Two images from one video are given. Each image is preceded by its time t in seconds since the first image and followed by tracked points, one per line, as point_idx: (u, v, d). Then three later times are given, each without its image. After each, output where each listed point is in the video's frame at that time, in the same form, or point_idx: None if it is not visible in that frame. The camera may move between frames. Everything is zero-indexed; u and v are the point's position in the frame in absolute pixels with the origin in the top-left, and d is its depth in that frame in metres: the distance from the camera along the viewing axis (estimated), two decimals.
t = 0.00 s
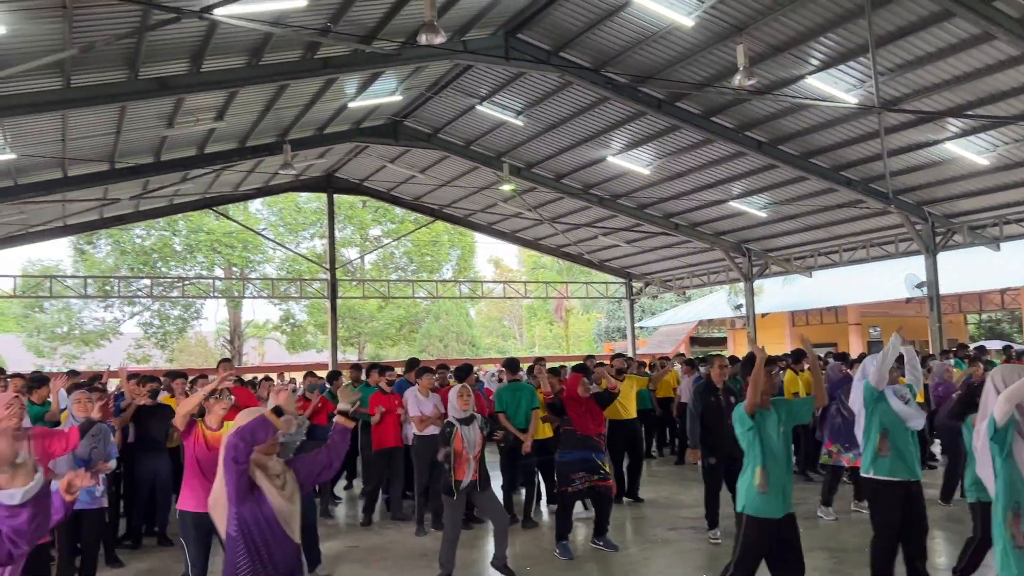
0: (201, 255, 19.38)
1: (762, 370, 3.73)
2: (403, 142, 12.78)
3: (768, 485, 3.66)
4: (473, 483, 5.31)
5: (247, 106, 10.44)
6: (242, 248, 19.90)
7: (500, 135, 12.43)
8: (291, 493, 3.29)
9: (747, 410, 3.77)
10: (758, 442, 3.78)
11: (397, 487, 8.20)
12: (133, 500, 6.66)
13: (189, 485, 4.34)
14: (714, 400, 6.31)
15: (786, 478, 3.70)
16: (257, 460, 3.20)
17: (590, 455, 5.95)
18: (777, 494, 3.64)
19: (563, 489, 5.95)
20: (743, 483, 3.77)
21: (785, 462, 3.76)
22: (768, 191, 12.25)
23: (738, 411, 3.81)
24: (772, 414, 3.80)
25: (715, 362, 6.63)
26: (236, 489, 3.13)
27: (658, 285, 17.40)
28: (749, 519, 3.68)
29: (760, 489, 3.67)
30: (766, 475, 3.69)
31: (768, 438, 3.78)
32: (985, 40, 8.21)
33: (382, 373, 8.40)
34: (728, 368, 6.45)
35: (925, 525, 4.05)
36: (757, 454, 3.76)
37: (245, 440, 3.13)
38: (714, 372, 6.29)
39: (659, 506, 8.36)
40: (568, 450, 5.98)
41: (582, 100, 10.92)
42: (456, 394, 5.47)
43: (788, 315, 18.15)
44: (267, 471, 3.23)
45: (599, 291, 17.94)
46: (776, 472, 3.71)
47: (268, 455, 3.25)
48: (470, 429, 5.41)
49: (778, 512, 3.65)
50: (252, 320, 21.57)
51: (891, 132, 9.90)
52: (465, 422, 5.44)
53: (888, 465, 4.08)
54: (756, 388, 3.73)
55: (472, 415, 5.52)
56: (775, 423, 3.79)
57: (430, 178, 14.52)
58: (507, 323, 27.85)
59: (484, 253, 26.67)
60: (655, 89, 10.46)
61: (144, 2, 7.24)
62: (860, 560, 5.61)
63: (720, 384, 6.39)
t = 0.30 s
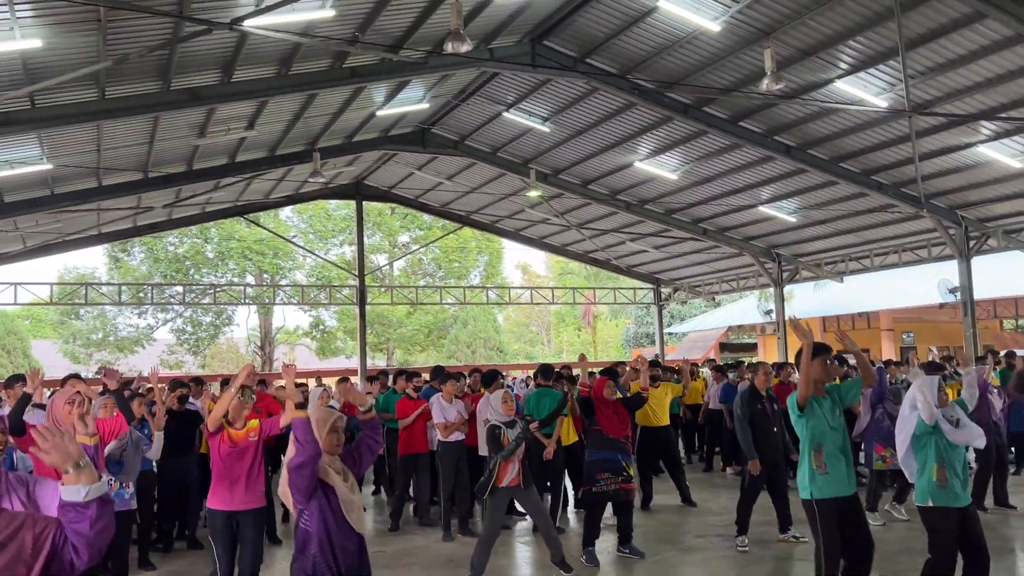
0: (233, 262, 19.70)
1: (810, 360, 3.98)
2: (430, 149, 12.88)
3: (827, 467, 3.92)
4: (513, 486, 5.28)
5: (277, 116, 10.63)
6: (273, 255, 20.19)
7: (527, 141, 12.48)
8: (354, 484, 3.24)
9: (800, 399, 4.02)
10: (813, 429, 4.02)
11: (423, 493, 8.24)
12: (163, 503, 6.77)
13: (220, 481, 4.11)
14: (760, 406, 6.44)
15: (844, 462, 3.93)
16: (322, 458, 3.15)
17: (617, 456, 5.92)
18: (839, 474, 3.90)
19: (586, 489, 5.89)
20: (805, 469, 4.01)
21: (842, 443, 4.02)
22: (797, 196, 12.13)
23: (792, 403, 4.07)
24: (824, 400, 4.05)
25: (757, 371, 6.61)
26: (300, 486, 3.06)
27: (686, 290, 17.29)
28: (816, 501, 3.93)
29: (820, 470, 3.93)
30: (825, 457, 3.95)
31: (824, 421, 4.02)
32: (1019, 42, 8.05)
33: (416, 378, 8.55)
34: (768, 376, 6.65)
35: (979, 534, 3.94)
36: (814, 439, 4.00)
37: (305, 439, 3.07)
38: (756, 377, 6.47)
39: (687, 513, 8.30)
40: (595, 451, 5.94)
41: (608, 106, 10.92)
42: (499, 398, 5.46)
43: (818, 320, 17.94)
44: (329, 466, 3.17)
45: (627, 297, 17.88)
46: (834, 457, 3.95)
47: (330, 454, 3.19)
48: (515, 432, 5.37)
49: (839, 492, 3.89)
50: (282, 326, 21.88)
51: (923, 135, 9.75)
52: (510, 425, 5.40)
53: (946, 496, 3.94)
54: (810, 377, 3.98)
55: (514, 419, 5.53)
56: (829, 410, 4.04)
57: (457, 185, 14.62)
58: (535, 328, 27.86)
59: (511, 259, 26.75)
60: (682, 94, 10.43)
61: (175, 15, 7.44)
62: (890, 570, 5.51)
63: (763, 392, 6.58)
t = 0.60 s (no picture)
0: (262, 267, 19.95)
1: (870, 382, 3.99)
2: (454, 154, 12.93)
3: (882, 489, 3.94)
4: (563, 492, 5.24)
5: (302, 122, 10.77)
6: (301, 260, 20.39)
7: (551, 145, 12.49)
8: (410, 493, 3.43)
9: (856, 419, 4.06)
10: (869, 450, 4.02)
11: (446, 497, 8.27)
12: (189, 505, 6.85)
13: (256, 494, 4.01)
14: (803, 408, 6.40)
15: (900, 485, 3.95)
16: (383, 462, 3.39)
17: (646, 465, 5.76)
18: (894, 493, 3.93)
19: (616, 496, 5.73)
20: (860, 489, 4.01)
21: (896, 463, 4.02)
22: (825, 199, 11.98)
23: (846, 423, 4.12)
24: (880, 423, 4.08)
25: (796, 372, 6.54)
26: (363, 489, 3.28)
27: (713, 294, 17.14)
28: (869, 521, 3.98)
29: (876, 492, 3.94)
30: (880, 479, 3.95)
31: (878, 444, 4.03)
32: None
33: (438, 381, 8.56)
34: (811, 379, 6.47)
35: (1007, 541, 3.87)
36: (868, 461, 4.01)
37: (371, 443, 3.31)
38: (798, 380, 6.31)
39: (711, 518, 8.22)
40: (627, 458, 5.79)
41: (633, 109, 10.89)
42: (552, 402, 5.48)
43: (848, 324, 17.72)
44: (388, 473, 3.40)
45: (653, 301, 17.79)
46: (889, 479, 3.95)
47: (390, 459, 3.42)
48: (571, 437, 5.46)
49: (895, 514, 3.92)
50: (310, 330, 22.08)
51: (952, 136, 9.58)
52: (566, 429, 5.48)
53: (973, 492, 3.89)
54: (865, 399, 3.99)
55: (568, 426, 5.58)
56: (886, 432, 4.07)
57: (482, 189, 14.66)
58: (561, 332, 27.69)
59: (538, 263, 26.73)
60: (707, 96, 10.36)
61: (202, 23, 7.59)
62: None
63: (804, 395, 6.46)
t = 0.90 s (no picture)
0: (291, 269, 20.15)
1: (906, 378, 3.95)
2: (481, 156, 12.95)
3: (917, 487, 3.87)
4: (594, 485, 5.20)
5: (330, 124, 10.85)
6: (330, 262, 20.56)
7: (578, 146, 12.45)
8: (448, 485, 3.58)
9: (890, 412, 4.00)
10: (905, 448, 3.95)
11: (473, 498, 8.27)
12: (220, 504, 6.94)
13: (336, 484, 4.42)
14: (838, 410, 6.33)
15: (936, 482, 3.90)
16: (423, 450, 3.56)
17: (680, 460, 5.75)
18: (929, 492, 3.87)
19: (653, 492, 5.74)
20: (892, 485, 3.96)
21: (931, 460, 3.97)
22: (856, 198, 11.81)
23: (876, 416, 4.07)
24: (915, 418, 4.02)
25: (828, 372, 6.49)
26: (404, 469, 3.45)
27: (743, 295, 16.97)
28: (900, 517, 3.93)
29: (910, 489, 3.88)
30: (916, 476, 3.90)
31: (912, 439, 3.97)
32: None
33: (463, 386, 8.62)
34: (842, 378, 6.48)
35: None
36: (903, 458, 3.94)
37: (409, 426, 3.52)
38: (830, 378, 6.31)
39: (740, 521, 8.13)
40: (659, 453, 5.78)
41: (660, 109, 10.83)
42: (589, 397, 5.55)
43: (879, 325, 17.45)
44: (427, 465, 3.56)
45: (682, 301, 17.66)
46: (924, 477, 3.90)
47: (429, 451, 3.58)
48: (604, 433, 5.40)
49: (928, 512, 3.87)
50: (339, 331, 22.22)
51: (987, 134, 9.39)
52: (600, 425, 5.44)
53: (1005, 500, 3.81)
54: (899, 393, 3.96)
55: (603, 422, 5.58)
56: (922, 429, 4.01)
57: (508, 191, 14.67)
58: (589, 334, 27.52)
59: (565, 264, 26.65)
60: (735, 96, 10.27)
61: (231, 27, 7.69)
62: None
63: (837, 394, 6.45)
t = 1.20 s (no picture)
0: (325, 269, 20.36)
1: (919, 382, 3.75)
2: (512, 155, 12.95)
3: (934, 496, 3.55)
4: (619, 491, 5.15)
5: (364, 125, 10.93)
6: (362, 262, 20.72)
7: (610, 144, 12.41)
8: (463, 489, 3.66)
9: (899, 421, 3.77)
10: (919, 456, 3.68)
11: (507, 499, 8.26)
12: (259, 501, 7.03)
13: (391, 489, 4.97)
14: (872, 411, 6.18)
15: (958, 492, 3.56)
16: (435, 457, 3.62)
17: (715, 463, 5.65)
18: (947, 501, 3.53)
19: (686, 496, 5.67)
20: (909, 496, 3.66)
21: (953, 471, 3.64)
22: (894, 195, 11.61)
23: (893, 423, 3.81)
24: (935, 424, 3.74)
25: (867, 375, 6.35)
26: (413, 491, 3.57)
27: (777, 294, 16.81)
28: (916, 530, 3.59)
29: (926, 499, 3.57)
30: (932, 486, 3.58)
31: (933, 447, 3.67)
32: None
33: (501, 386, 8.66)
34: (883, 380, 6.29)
35: None
36: (918, 467, 3.66)
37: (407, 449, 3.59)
38: (869, 381, 6.13)
39: (777, 522, 8.03)
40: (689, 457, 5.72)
41: (693, 106, 10.74)
42: (621, 401, 5.52)
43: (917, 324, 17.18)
44: (443, 470, 3.64)
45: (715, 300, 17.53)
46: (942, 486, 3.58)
47: (445, 455, 3.64)
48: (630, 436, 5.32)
49: (949, 525, 3.52)
50: (372, 331, 22.36)
51: None
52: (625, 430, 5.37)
53: None
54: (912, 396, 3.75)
55: (630, 426, 5.50)
56: (942, 435, 3.71)
57: (539, 190, 14.67)
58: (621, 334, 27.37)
59: (596, 263, 26.55)
60: (770, 92, 10.16)
61: (266, 30, 7.77)
62: None
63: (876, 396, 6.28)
